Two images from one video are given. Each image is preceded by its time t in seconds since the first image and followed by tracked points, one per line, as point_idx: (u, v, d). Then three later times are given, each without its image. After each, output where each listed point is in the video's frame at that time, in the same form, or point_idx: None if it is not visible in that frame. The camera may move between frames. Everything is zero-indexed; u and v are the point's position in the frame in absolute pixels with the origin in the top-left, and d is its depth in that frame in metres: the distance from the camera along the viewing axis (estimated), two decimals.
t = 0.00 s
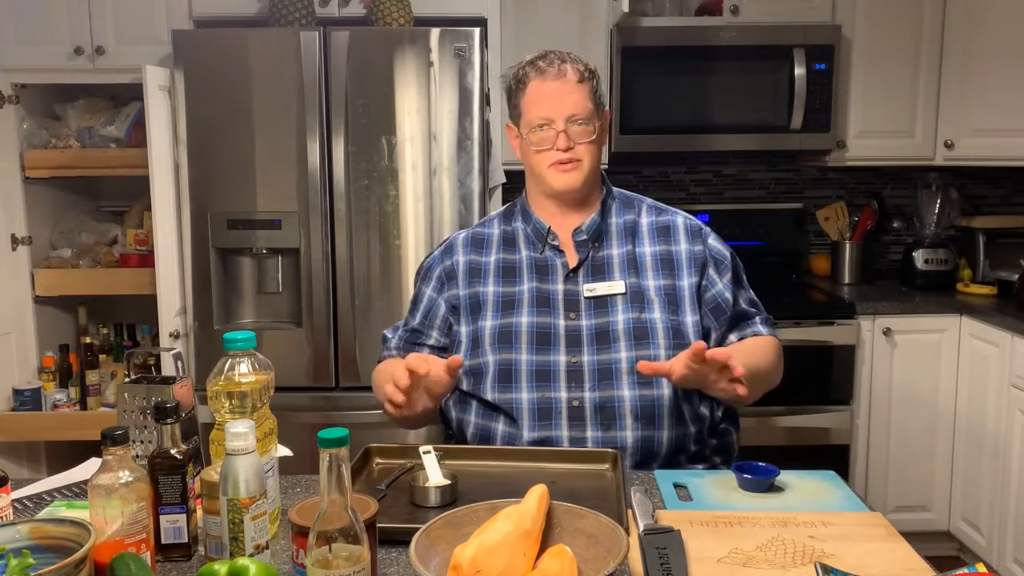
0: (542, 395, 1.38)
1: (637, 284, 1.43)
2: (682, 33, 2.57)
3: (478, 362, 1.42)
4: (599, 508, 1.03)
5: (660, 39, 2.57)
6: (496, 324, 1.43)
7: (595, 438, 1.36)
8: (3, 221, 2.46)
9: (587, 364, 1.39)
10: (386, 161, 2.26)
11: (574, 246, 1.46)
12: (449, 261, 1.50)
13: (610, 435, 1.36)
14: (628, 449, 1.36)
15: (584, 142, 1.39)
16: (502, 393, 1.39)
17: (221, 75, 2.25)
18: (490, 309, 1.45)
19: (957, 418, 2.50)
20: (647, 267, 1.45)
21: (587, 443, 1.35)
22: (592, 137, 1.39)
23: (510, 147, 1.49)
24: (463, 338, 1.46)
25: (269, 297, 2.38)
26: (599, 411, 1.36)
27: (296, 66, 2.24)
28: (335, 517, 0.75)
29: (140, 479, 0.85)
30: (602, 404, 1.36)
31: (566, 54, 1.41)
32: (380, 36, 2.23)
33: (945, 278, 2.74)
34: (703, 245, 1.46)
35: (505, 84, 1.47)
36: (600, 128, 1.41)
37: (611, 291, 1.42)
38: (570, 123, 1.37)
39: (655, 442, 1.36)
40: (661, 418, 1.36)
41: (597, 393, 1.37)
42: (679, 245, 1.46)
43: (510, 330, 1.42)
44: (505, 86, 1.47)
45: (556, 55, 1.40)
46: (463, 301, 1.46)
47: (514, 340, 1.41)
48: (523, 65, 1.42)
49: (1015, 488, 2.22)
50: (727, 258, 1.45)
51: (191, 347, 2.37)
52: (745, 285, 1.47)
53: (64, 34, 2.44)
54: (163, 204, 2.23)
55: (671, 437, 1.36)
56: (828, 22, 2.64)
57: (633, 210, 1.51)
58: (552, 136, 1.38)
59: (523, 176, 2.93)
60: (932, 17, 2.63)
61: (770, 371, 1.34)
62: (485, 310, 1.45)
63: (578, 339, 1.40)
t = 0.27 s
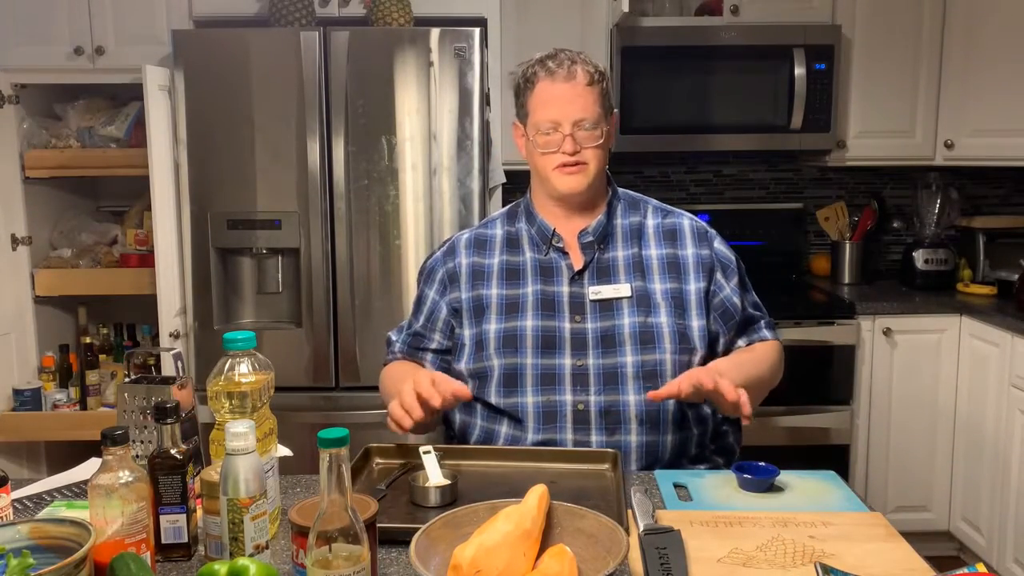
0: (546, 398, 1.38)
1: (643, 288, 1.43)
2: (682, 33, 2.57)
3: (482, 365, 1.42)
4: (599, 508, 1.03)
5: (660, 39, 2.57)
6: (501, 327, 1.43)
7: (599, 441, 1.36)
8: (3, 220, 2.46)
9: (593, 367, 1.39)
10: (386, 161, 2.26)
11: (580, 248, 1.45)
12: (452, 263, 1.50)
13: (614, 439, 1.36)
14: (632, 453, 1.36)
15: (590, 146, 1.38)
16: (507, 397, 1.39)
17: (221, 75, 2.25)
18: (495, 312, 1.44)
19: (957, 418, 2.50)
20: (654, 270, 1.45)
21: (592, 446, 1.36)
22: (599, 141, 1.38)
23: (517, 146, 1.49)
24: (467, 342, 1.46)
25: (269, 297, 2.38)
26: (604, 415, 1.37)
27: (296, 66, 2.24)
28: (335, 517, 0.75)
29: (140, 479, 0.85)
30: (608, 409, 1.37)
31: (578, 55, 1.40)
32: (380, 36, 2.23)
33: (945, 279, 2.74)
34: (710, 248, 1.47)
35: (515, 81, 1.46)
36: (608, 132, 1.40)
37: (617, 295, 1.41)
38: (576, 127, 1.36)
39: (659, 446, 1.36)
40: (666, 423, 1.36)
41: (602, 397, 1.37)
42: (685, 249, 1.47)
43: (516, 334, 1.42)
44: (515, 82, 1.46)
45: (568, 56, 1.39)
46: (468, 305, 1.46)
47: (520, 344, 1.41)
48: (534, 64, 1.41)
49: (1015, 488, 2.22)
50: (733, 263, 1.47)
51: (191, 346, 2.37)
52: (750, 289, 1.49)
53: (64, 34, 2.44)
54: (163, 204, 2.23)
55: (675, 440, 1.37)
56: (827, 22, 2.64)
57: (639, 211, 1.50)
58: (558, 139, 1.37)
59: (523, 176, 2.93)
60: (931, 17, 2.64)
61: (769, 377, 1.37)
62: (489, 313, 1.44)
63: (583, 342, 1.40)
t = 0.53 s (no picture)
0: (548, 398, 1.38)
1: (645, 290, 1.43)
2: (682, 33, 2.57)
3: (483, 363, 1.42)
4: (599, 508, 1.03)
5: (660, 39, 2.57)
6: (502, 325, 1.43)
7: (598, 442, 1.36)
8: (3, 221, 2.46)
9: (593, 368, 1.39)
10: (386, 161, 2.26)
11: (583, 248, 1.46)
12: (458, 258, 1.49)
13: (614, 440, 1.37)
14: (632, 454, 1.36)
15: (587, 154, 1.38)
16: (506, 396, 1.39)
17: (221, 75, 2.25)
18: (497, 310, 1.44)
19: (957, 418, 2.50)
20: (656, 272, 1.45)
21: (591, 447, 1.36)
22: (597, 150, 1.38)
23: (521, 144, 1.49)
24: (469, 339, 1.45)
25: (269, 298, 2.38)
26: (603, 416, 1.37)
27: (296, 66, 2.24)
28: (335, 516, 0.75)
29: (140, 479, 0.85)
30: (608, 410, 1.37)
31: (585, 58, 1.39)
32: (380, 36, 2.23)
33: (945, 279, 2.74)
34: (713, 253, 1.47)
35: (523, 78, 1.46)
36: (609, 140, 1.40)
37: (618, 296, 1.41)
38: (574, 135, 1.36)
39: (660, 448, 1.36)
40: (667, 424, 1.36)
41: (602, 398, 1.37)
42: (689, 252, 1.46)
43: (517, 333, 1.41)
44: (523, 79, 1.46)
45: (573, 60, 1.38)
46: (471, 303, 1.46)
47: (520, 343, 1.41)
48: (540, 64, 1.40)
49: (1015, 488, 2.22)
50: (736, 268, 1.46)
51: (191, 346, 2.37)
52: (754, 295, 1.48)
53: (64, 34, 2.44)
54: (163, 204, 2.23)
55: (676, 442, 1.36)
56: (827, 22, 2.64)
57: (644, 213, 1.50)
58: (555, 145, 1.38)
59: (523, 176, 2.93)
60: (931, 17, 2.64)
61: (767, 385, 1.38)
62: (491, 310, 1.44)
63: (584, 343, 1.40)
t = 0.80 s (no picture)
0: (550, 398, 1.38)
1: (651, 289, 1.43)
2: (682, 33, 2.57)
3: (487, 361, 1.42)
4: (599, 508, 1.03)
5: (660, 39, 2.57)
6: (507, 324, 1.43)
7: (601, 442, 1.36)
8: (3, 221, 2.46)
9: (597, 368, 1.39)
10: (386, 161, 2.26)
11: (589, 247, 1.46)
12: (464, 256, 1.49)
13: (617, 440, 1.36)
14: (633, 455, 1.36)
15: (601, 142, 1.38)
16: (510, 394, 1.40)
17: (221, 75, 2.25)
18: (502, 308, 1.44)
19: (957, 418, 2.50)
20: (661, 272, 1.45)
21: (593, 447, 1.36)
22: (611, 138, 1.38)
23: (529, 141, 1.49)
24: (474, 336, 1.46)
25: (269, 298, 2.38)
26: (606, 416, 1.37)
27: (296, 66, 2.24)
28: (335, 516, 0.75)
29: (140, 479, 0.85)
30: (612, 409, 1.37)
31: (594, 52, 1.40)
32: (379, 36, 2.23)
33: (945, 279, 2.74)
34: (718, 254, 1.47)
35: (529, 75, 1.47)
36: (620, 130, 1.40)
37: (625, 296, 1.41)
38: (588, 122, 1.37)
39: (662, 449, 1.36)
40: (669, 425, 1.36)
41: (606, 398, 1.37)
42: (694, 252, 1.46)
43: (523, 331, 1.42)
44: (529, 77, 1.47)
45: (583, 53, 1.40)
46: (477, 300, 1.46)
47: (526, 341, 1.41)
48: (550, 59, 1.41)
49: (1015, 488, 2.22)
50: (741, 269, 1.46)
51: (191, 346, 2.37)
52: (757, 297, 1.49)
53: (64, 34, 2.44)
54: (163, 204, 2.23)
55: (677, 442, 1.36)
56: (828, 22, 2.64)
57: (649, 213, 1.50)
58: (569, 133, 1.37)
59: (523, 176, 2.93)
60: (932, 17, 2.64)
61: (772, 384, 1.37)
62: (497, 308, 1.45)
63: (589, 342, 1.40)
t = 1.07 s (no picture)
0: (552, 399, 1.38)
1: (657, 289, 1.43)
2: (682, 33, 2.57)
3: (495, 362, 1.42)
4: (599, 508, 1.03)
5: (660, 39, 2.57)
6: (514, 325, 1.43)
7: (608, 443, 1.36)
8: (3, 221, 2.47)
9: (605, 368, 1.38)
10: (386, 161, 2.26)
11: (595, 247, 1.46)
12: (469, 258, 1.49)
13: (624, 442, 1.37)
14: (639, 456, 1.37)
15: (606, 137, 1.38)
16: (517, 395, 1.40)
17: (221, 75, 2.25)
18: (508, 309, 1.44)
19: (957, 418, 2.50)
20: (668, 273, 1.45)
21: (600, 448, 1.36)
22: (615, 132, 1.38)
23: (533, 143, 1.49)
24: (479, 338, 1.45)
25: (269, 298, 2.38)
26: (614, 417, 1.37)
27: (296, 66, 2.24)
28: (335, 516, 0.75)
29: (140, 479, 0.85)
30: (619, 410, 1.37)
31: (595, 51, 1.41)
32: (379, 36, 2.23)
33: (945, 279, 2.74)
34: (725, 253, 1.48)
35: (530, 79, 1.47)
36: (624, 125, 1.40)
37: (632, 296, 1.41)
38: (592, 116, 1.37)
39: (667, 450, 1.37)
40: (675, 427, 1.37)
41: (614, 398, 1.37)
42: (700, 252, 1.47)
43: (530, 333, 1.41)
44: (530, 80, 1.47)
45: (584, 51, 1.40)
46: (484, 301, 1.46)
47: (533, 342, 1.41)
48: (550, 59, 1.42)
49: (1015, 488, 2.22)
50: (747, 267, 1.47)
51: (191, 346, 2.37)
52: (764, 294, 1.49)
53: (64, 34, 2.44)
54: (163, 204, 2.23)
55: (684, 445, 1.37)
56: (828, 22, 2.64)
57: (654, 213, 1.50)
58: (575, 129, 1.37)
59: (523, 176, 2.93)
60: (931, 17, 2.64)
61: (785, 377, 1.37)
62: (503, 310, 1.44)
63: (596, 342, 1.40)
